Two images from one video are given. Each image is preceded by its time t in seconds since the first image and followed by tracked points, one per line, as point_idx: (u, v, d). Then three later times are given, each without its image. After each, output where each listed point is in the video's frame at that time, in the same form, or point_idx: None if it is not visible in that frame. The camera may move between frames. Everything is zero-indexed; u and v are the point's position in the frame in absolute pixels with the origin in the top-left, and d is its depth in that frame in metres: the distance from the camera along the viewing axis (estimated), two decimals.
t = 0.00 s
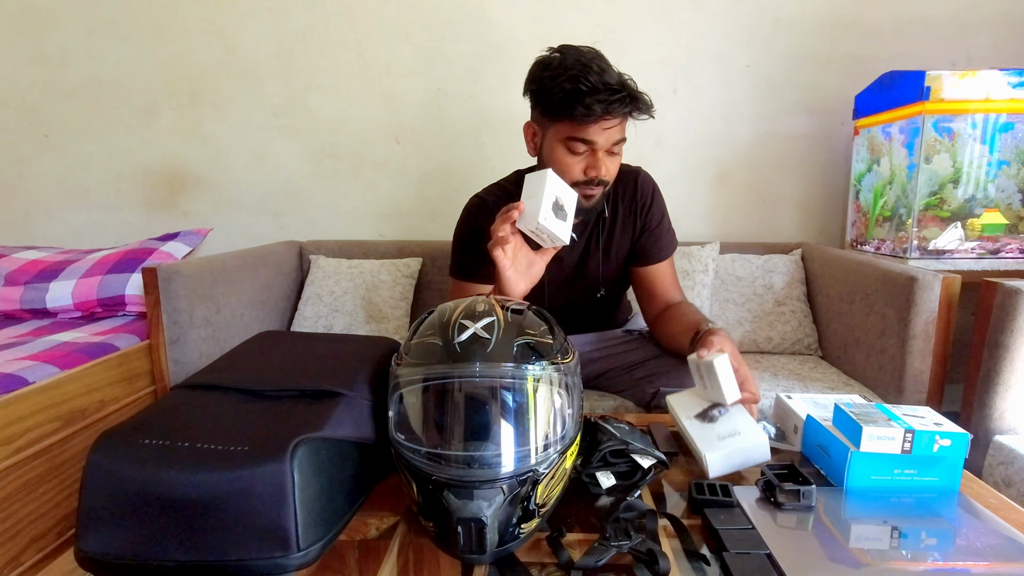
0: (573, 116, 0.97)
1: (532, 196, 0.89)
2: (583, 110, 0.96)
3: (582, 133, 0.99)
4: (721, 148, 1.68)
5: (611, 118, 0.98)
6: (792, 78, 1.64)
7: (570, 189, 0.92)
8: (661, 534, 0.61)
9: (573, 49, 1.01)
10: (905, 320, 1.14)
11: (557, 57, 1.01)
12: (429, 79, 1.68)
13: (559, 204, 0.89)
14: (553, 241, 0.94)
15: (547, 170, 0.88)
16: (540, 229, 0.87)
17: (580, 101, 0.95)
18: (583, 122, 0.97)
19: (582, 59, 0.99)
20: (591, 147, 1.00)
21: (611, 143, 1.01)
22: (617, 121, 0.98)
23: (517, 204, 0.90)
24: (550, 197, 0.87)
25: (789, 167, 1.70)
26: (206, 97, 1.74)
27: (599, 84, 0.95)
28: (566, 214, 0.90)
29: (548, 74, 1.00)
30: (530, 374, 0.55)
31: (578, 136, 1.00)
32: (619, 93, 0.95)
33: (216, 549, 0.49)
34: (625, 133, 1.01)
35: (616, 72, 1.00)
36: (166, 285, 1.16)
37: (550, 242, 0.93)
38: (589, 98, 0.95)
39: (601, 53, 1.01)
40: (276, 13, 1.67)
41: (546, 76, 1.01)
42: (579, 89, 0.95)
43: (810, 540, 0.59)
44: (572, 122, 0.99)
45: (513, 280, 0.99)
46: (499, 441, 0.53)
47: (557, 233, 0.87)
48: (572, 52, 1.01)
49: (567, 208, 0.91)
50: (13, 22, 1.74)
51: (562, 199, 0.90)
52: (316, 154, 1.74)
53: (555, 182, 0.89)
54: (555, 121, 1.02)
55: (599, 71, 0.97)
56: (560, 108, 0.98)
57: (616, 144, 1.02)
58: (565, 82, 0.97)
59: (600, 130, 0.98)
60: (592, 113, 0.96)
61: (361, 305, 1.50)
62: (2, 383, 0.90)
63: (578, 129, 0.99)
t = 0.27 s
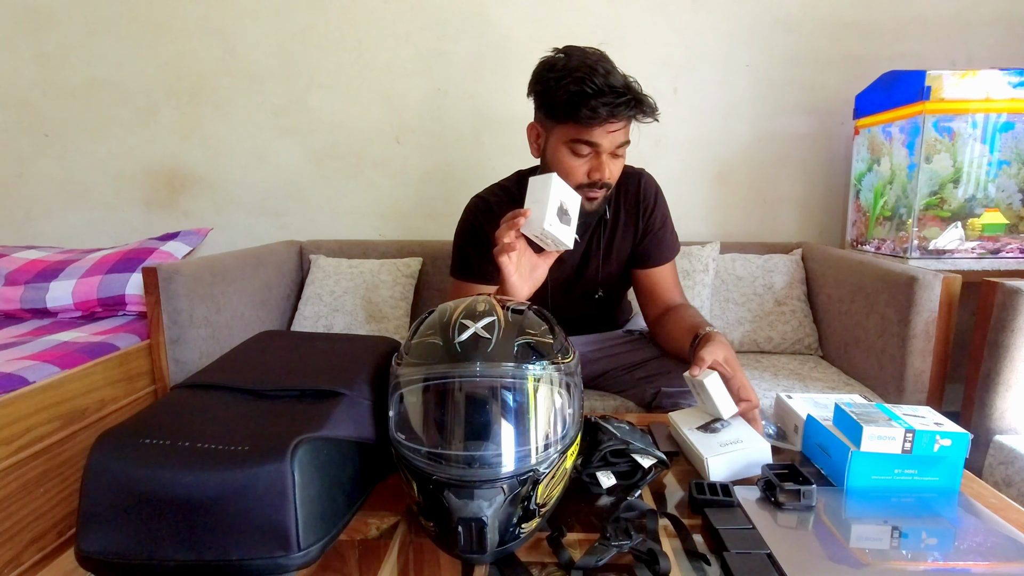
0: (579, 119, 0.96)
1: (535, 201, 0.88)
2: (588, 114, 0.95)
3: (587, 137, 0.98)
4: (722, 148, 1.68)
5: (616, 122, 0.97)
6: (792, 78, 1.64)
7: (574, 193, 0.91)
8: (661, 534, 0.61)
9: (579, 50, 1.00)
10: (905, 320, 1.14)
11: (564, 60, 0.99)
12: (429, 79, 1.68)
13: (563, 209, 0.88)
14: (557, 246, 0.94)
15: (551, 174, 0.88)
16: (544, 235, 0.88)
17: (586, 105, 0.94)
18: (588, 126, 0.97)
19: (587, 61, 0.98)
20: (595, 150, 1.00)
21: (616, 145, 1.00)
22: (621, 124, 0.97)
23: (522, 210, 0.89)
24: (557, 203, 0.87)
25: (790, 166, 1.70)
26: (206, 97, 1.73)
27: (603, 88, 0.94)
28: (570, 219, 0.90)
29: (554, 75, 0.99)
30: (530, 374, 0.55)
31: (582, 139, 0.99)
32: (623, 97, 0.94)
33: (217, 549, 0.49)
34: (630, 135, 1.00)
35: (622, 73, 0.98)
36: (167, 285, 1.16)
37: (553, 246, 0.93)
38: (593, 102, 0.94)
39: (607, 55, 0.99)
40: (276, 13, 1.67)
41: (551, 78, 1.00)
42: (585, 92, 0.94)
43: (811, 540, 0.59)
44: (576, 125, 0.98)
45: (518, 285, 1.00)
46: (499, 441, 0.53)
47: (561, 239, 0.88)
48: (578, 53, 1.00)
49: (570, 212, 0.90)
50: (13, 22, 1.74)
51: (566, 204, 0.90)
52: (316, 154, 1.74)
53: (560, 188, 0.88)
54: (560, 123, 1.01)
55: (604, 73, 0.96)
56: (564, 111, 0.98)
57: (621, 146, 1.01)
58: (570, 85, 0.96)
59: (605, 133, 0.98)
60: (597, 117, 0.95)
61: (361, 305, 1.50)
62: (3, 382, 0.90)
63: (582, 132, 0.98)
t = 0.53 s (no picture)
0: (556, 111, 0.97)
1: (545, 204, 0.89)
2: (562, 104, 0.96)
3: (565, 128, 0.98)
4: (722, 146, 1.68)
5: (592, 112, 0.97)
6: (792, 75, 1.64)
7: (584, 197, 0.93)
8: (661, 533, 0.60)
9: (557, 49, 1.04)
10: (905, 319, 1.14)
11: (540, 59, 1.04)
12: (429, 77, 1.67)
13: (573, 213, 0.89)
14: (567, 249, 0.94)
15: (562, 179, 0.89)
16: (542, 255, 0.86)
17: (560, 97, 0.96)
18: (565, 117, 0.97)
19: (563, 57, 0.99)
20: (576, 141, 0.99)
21: (597, 137, 1.00)
22: (598, 113, 0.97)
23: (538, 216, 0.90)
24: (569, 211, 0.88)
25: (790, 164, 1.69)
26: (206, 96, 1.73)
27: (576, 78, 0.95)
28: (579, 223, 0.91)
29: (530, 75, 1.03)
30: (530, 373, 0.55)
31: (561, 131, 1.00)
32: (595, 84, 0.95)
33: (217, 549, 0.49)
34: (612, 126, 0.99)
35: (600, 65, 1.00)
36: (166, 284, 1.16)
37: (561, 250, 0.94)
38: (566, 92, 0.95)
39: (584, 48, 1.01)
40: (275, 11, 1.66)
41: (529, 78, 1.03)
42: (557, 83, 0.96)
43: (811, 539, 0.59)
44: (554, 118, 0.99)
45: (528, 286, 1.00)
46: (499, 440, 0.52)
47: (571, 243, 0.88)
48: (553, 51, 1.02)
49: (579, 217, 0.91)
50: (12, 20, 1.74)
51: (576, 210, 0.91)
52: (315, 153, 1.74)
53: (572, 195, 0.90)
54: (541, 120, 1.03)
55: (578, 65, 0.97)
56: (542, 105, 0.99)
57: (603, 137, 1.00)
58: (544, 79, 0.98)
59: (582, 123, 0.97)
60: (571, 107, 0.96)
61: (361, 304, 1.50)
62: (2, 382, 0.90)
63: (560, 124, 0.99)
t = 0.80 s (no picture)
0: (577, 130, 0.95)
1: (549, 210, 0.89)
2: (585, 126, 0.94)
3: (586, 147, 0.97)
4: (722, 146, 1.68)
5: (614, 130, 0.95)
6: (792, 75, 1.64)
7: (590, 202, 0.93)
8: (660, 533, 0.60)
9: (571, 57, 0.97)
10: (905, 319, 1.14)
11: (554, 70, 0.98)
12: (429, 77, 1.67)
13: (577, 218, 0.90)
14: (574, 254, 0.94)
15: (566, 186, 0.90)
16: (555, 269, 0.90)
17: (582, 117, 0.93)
18: (586, 137, 0.95)
19: (581, 69, 0.95)
20: (595, 159, 0.99)
21: (615, 152, 0.99)
22: (621, 132, 0.96)
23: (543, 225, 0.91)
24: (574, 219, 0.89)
25: (790, 164, 1.69)
26: (206, 96, 1.73)
27: (599, 98, 0.92)
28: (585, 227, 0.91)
29: (546, 88, 0.98)
30: (530, 373, 0.55)
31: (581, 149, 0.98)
32: (619, 104, 0.92)
33: (217, 549, 0.49)
34: (630, 140, 0.99)
35: (617, 76, 0.96)
36: (166, 284, 1.16)
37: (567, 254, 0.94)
38: (590, 114, 0.92)
39: (600, 59, 0.96)
40: (275, 11, 1.66)
41: (544, 90, 0.98)
42: (581, 104, 0.93)
43: (811, 539, 0.59)
44: (574, 137, 0.97)
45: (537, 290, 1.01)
46: (499, 440, 0.52)
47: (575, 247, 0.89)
48: (570, 61, 0.97)
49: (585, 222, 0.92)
50: (12, 20, 1.74)
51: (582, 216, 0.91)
52: (315, 152, 1.74)
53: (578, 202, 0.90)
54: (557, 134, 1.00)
55: (598, 82, 0.93)
56: (562, 124, 0.96)
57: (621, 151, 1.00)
58: (565, 97, 0.94)
59: (604, 143, 0.96)
60: (594, 128, 0.94)
61: (361, 304, 1.50)
62: (2, 381, 0.90)
63: (580, 142, 0.97)
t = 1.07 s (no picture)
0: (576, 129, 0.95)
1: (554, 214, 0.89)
2: (584, 125, 0.94)
3: (587, 147, 0.97)
4: (722, 146, 1.68)
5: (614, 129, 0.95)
6: (792, 75, 1.64)
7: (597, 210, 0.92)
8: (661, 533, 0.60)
9: (576, 58, 0.98)
10: (905, 319, 1.14)
11: (558, 68, 0.98)
12: (429, 77, 1.67)
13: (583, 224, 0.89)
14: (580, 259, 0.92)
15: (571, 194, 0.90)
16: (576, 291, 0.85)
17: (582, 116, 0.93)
18: (587, 137, 0.95)
19: (583, 68, 0.95)
20: (596, 158, 0.99)
21: (616, 153, 0.99)
22: (621, 132, 0.95)
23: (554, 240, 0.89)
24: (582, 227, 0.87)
25: (790, 165, 1.69)
26: (206, 96, 1.73)
27: (600, 99, 0.92)
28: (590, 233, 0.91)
29: (548, 87, 0.98)
30: (530, 373, 0.55)
31: (581, 147, 0.98)
32: (619, 105, 0.92)
33: (217, 548, 0.49)
34: (632, 141, 0.98)
35: (621, 77, 0.96)
36: (166, 284, 1.16)
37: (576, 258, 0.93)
38: (589, 112, 0.92)
39: (604, 58, 0.96)
40: (275, 11, 1.66)
41: (546, 90, 0.99)
42: (580, 103, 0.93)
43: (811, 539, 0.59)
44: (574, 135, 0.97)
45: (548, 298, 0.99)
46: (499, 440, 0.52)
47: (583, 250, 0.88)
48: (573, 61, 0.97)
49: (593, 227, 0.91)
50: (12, 20, 1.74)
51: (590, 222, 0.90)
52: (315, 152, 1.74)
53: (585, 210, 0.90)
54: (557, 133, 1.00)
55: (600, 82, 0.93)
56: (562, 122, 0.96)
57: (622, 152, 0.99)
58: (565, 96, 0.94)
59: (603, 142, 0.96)
60: (594, 128, 0.93)
61: (361, 304, 1.50)
62: (3, 381, 0.90)
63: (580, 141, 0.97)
